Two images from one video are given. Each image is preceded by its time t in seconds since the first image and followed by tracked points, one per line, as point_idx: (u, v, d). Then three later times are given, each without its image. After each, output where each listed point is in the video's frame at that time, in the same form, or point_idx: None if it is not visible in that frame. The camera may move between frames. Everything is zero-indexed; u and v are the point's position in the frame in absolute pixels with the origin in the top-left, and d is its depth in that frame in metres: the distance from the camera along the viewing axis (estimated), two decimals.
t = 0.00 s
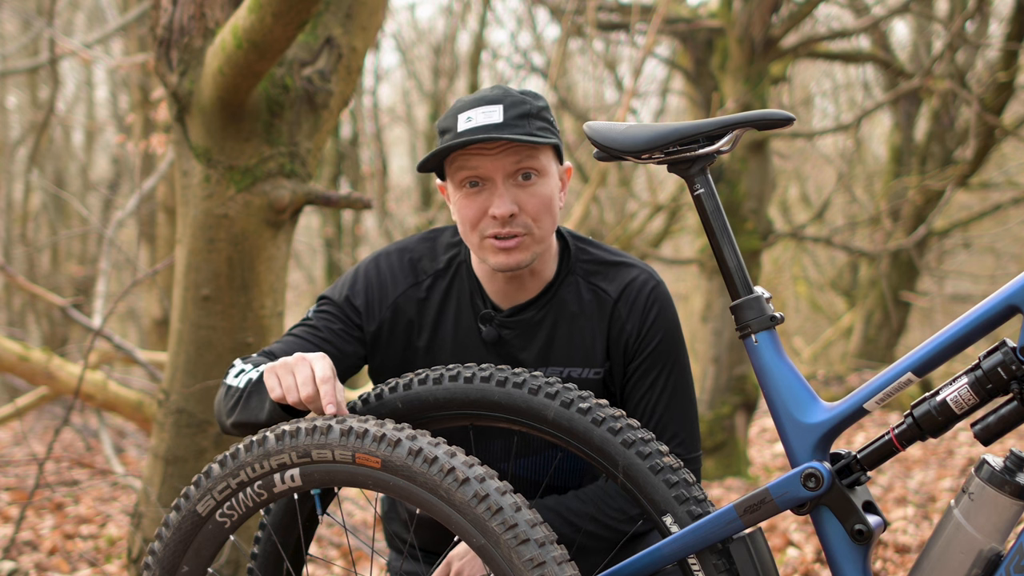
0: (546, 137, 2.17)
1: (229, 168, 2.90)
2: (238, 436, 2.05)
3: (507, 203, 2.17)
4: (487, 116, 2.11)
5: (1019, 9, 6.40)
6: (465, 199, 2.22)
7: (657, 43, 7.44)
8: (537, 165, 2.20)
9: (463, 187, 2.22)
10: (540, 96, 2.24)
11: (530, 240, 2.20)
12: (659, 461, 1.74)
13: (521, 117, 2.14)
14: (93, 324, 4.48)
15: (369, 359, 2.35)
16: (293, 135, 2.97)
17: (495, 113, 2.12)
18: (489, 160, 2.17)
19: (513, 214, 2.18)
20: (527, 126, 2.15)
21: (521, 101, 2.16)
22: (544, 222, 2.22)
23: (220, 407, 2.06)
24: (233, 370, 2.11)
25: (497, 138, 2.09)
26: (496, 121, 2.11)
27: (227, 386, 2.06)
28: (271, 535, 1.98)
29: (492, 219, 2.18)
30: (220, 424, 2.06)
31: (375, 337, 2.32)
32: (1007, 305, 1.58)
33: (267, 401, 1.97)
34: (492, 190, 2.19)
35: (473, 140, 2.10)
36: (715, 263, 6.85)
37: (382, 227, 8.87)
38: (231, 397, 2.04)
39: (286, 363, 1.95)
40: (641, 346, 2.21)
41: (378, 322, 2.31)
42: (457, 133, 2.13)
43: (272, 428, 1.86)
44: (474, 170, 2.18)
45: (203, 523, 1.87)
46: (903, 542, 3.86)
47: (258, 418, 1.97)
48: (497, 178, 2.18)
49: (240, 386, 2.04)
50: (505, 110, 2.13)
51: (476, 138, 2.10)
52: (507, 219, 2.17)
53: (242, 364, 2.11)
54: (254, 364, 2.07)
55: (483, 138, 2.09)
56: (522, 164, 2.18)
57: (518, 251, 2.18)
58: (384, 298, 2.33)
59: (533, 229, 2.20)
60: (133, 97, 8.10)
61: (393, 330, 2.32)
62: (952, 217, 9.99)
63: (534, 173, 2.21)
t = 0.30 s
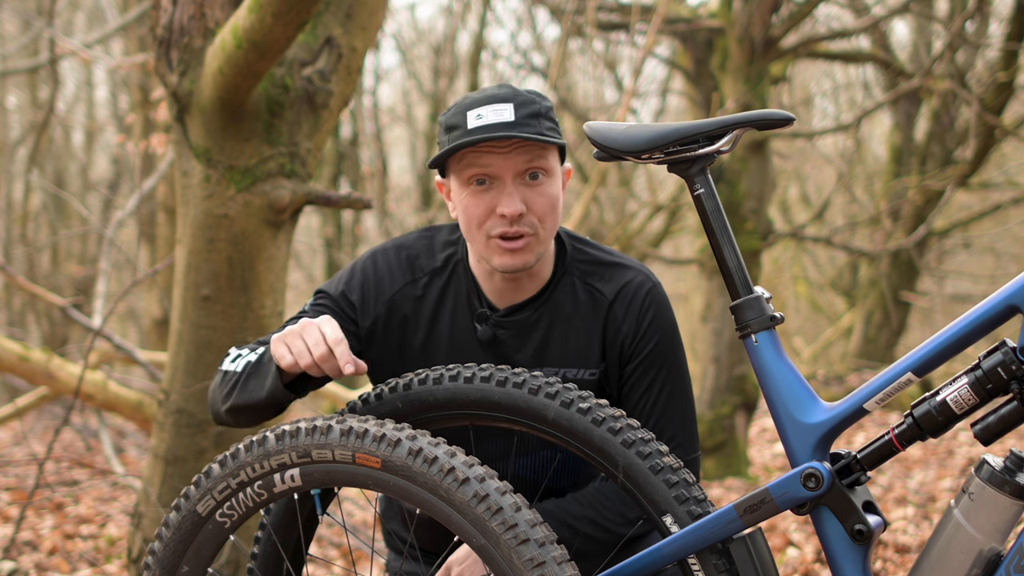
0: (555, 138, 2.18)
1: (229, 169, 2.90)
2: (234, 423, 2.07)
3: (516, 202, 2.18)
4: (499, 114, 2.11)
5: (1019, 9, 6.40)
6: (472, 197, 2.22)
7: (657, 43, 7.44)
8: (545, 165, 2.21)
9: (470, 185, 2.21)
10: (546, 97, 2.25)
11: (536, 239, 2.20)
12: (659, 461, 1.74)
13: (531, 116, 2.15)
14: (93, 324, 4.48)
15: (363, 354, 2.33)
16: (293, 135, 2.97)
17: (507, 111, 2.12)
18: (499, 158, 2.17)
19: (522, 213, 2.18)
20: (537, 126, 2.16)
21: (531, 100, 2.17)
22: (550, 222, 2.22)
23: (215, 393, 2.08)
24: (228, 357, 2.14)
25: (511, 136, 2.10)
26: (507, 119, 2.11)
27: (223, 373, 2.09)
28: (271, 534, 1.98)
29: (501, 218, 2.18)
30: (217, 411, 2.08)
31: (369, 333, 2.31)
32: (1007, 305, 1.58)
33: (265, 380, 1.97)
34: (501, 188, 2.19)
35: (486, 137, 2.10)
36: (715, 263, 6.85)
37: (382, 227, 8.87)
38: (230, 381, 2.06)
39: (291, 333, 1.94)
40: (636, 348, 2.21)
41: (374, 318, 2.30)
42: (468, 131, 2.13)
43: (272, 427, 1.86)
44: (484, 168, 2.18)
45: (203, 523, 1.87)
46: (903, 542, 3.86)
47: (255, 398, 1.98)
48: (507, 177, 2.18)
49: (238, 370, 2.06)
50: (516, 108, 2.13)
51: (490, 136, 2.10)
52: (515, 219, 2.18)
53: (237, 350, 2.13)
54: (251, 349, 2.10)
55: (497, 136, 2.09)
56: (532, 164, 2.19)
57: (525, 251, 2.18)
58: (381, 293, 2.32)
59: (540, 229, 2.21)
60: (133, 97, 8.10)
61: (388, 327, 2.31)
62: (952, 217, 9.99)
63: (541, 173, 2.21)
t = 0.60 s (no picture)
0: (567, 140, 2.19)
1: (229, 168, 2.90)
2: (231, 386, 2.22)
3: (526, 201, 2.17)
4: (515, 112, 2.12)
5: (1019, 9, 6.40)
6: (481, 193, 2.20)
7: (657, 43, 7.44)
8: (555, 167, 2.21)
9: (480, 181, 2.20)
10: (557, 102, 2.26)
11: (541, 240, 2.19)
12: (659, 461, 1.74)
13: (547, 117, 2.16)
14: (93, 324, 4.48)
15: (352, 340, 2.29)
16: (293, 135, 2.97)
17: (523, 110, 2.13)
18: (513, 157, 2.16)
19: (531, 214, 2.17)
20: (551, 127, 2.16)
21: (546, 102, 2.18)
22: (557, 224, 2.22)
23: (216, 358, 2.26)
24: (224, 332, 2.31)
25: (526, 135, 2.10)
26: (524, 118, 2.12)
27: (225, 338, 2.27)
28: (271, 535, 1.98)
29: (509, 216, 2.17)
30: (214, 381, 2.24)
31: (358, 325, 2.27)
32: (1007, 305, 1.58)
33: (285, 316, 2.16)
34: (511, 186, 2.19)
35: (502, 133, 2.10)
36: (715, 263, 6.85)
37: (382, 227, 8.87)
38: (234, 343, 2.24)
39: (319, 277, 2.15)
40: (628, 352, 2.21)
41: (365, 311, 2.27)
42: (483, 126, 2.13)
43: (272, 427, 1.86)
44: (496, 165, 2.17)
45: (203, 523, 1.87)
46: (903, 542, 3.86)
47: (272, 334, 2.14)
48: (519, 175, 2.18)
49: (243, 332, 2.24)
50: (532, 108, 2.14)
51: (507, 133, 2.10)
52: (525, 218, 2.17)
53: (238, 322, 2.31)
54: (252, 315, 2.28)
55: (514, 133, 2.10)
56: (544, 165, 2.19)
57: (529, 251, 2.17)
58: (374, 287, 2.30)
59: (546, 231, 2.20)
60: (133, 97, 8.09)
61: (379, 323, 2.29)
62: (953, 217, 9.98)
63: (551, 174, 2.21)
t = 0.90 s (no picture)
0: (569, 139, 2.19)
1: (229, 169, 2.90)
2: (234, 382, 2.21)
3: (528, 200, 2.17)
4: (518, 112, 2.12)
5: (1019, 9, 6.40)
6: (483, 191, 2.21)
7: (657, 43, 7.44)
8: (557, 166, 2.21)
9: (482, 180, 2.21)
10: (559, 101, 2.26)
11: (542, 239, 2.19)
12: (659, 461, 1.74)
13: (550, 117, 2.16)
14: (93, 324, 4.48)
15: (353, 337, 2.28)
16: (293, 135, 2.97)
17: (526, 109, 2.12)
18: (514, 156, 2.16)
19: (532, 213, 2.17)
20: (553, 127, 2.16)
21: (548, 101, 2.17)
22: (558, 223, 2.22)
23: (218, 356, 2.26)
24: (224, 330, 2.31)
25: (529, 133, 2.10)
26: (527, 117, 2.11)
27: (228, 335, 2.27)
28: (271, 535, 1.98)
29: (511, 215, 2.17)
30: (216, 378, 2.23)
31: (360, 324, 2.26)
32: (1007, 305, 1.58)
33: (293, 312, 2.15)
34: (514, 185, 2.19)
35: (504, 132, 2.10)
36: (715, 263, 6.85)
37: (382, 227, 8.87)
38: (239, 339, 2.24)
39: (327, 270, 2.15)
40: (628, 351, 2.21)
41: (366, 310, 2.27)
42: (486, 125, 2.13)
43: (272, 427, 1.86)
44: (498, 164, 2.17)
45: (203, 523, 1.87)
46: (903, 542, 3.86)
47: (280, 328, 2.14)
48: (520, 174, 2.18)
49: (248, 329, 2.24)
50: (535, 107, 2.14)
51: (510, 132, 2.10)
52: (526, 217, 2.17)
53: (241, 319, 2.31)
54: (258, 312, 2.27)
55: (516, 133, 2.10)
56: (546, 164, 2.19)
57: (531, 250, 2.17)
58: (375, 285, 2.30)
59: (547, 230, 2.20)
60: (133, 97, 8.09)
61: (379, 321, 2.29)
62: (953, 217, 9.98)
63: (552, 174, 2.21)
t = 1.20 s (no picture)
0: (566, 140, 2.19)
1: (229, 169, 2.90)
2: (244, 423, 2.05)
3: (525, 201, 2.17)
4: (515, 112, 2.12)
5: (1019, 9, 6.40)
6: (480, 193, 2.20)
7: (657, 43, 7.44)
8: (554, 166, 2.21)
9: (479, 181, 2.20)
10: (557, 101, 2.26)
11: (539, 240, 2.19)
12: (659, 461, 1.74)
13: (546, 117, 2.16)
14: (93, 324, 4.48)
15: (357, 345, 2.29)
16: (293, 135, 2.97)
17: (522, 110, 2.12)
18: (511, 157, 2.16)
19: (529, 213, 2.17)
20: (550, 127, 2.16)
21: (544, 102, 2.17)
22: (555, 223, 2.22)
23: (228, 391, 2.06)
24: (227, 359, 2.12)
25: (525, 134, 2.10)
26: (523, 118, 2.11)
27: (240, 372, 2.06)
28: (271, 535, 1.98)
29: (509, 216, 2.17)
30: (224, 413, 2.07)
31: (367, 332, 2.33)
32: (1007, 305, 1.58)
33: (314, 368, 1.96)
34: (511, 186, 2.18)
35: (500, 133, 2.10)
36: (715, 263, 6.85)
37: (382, 227, 8.87)
38: (249, 379, 2.04)
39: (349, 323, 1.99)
40: (629, 351, 2.21)
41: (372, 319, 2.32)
42: (481, 126, 2.13)
43: (272, 427, 1.85)
44: (495, 164, 2.17)
45: (203, 523, 1.87)
46: (903, 542, 3.86)
47: (298, 386, 1.96)
48: (517, 175, 2.17)
49: (263, 368, 2.03)
50: (531, 108, 2.14)
51: (506, 133, 2.10)
52: (524, 218, 2.16)
53: (248, 348, 2.10)
54: (272, 347, 2.06)
55: (512, 133, 2.10)
56: (543, 165, 2.19)
57: (529, 250, 2.17)
58: (378, 294, 2.34)
59: (545, 230, 2.20)
60: (133, 97, 8.09)
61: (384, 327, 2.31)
62: (953, 217, 9.98)
63: (550, 174, 2.21)
